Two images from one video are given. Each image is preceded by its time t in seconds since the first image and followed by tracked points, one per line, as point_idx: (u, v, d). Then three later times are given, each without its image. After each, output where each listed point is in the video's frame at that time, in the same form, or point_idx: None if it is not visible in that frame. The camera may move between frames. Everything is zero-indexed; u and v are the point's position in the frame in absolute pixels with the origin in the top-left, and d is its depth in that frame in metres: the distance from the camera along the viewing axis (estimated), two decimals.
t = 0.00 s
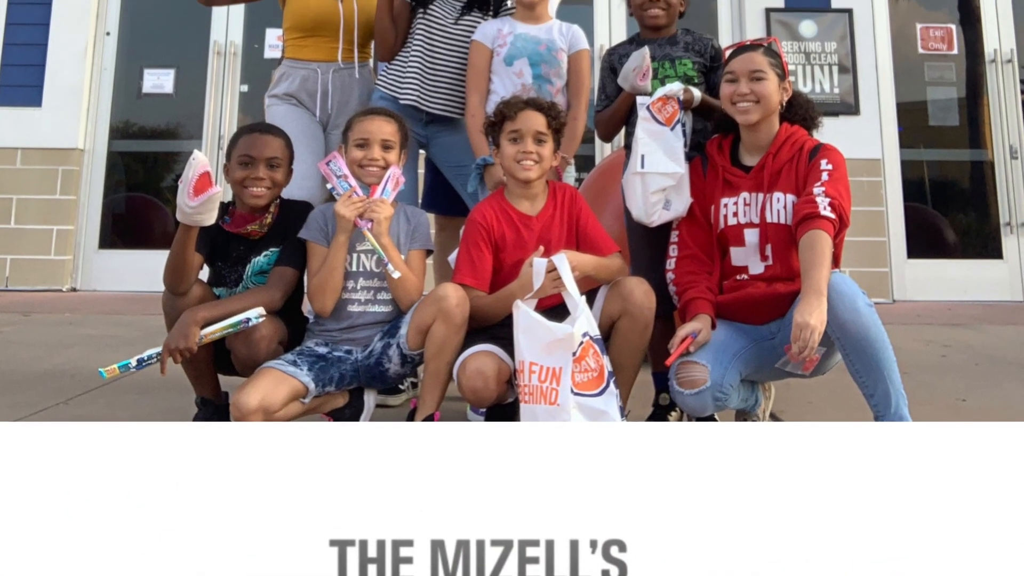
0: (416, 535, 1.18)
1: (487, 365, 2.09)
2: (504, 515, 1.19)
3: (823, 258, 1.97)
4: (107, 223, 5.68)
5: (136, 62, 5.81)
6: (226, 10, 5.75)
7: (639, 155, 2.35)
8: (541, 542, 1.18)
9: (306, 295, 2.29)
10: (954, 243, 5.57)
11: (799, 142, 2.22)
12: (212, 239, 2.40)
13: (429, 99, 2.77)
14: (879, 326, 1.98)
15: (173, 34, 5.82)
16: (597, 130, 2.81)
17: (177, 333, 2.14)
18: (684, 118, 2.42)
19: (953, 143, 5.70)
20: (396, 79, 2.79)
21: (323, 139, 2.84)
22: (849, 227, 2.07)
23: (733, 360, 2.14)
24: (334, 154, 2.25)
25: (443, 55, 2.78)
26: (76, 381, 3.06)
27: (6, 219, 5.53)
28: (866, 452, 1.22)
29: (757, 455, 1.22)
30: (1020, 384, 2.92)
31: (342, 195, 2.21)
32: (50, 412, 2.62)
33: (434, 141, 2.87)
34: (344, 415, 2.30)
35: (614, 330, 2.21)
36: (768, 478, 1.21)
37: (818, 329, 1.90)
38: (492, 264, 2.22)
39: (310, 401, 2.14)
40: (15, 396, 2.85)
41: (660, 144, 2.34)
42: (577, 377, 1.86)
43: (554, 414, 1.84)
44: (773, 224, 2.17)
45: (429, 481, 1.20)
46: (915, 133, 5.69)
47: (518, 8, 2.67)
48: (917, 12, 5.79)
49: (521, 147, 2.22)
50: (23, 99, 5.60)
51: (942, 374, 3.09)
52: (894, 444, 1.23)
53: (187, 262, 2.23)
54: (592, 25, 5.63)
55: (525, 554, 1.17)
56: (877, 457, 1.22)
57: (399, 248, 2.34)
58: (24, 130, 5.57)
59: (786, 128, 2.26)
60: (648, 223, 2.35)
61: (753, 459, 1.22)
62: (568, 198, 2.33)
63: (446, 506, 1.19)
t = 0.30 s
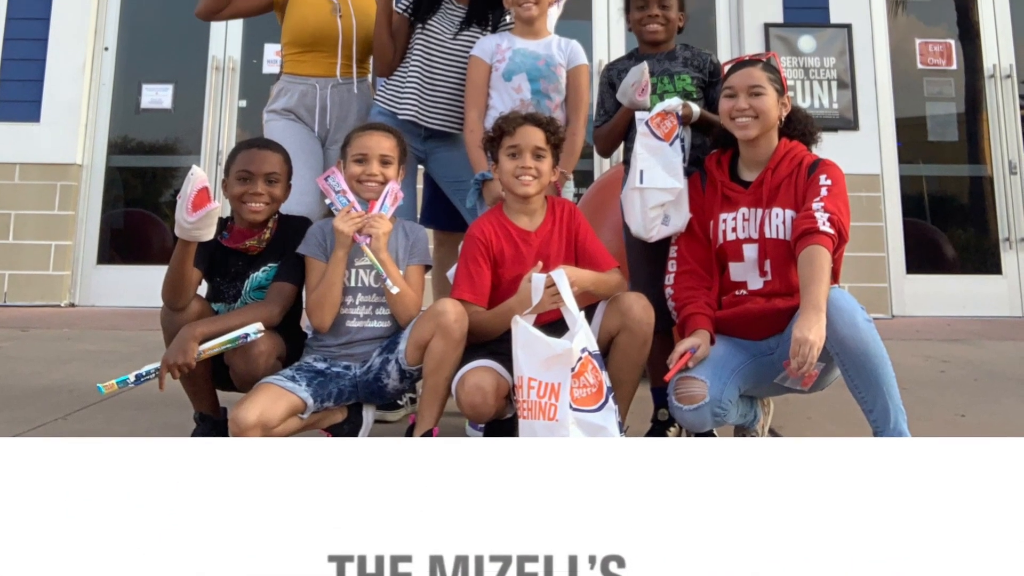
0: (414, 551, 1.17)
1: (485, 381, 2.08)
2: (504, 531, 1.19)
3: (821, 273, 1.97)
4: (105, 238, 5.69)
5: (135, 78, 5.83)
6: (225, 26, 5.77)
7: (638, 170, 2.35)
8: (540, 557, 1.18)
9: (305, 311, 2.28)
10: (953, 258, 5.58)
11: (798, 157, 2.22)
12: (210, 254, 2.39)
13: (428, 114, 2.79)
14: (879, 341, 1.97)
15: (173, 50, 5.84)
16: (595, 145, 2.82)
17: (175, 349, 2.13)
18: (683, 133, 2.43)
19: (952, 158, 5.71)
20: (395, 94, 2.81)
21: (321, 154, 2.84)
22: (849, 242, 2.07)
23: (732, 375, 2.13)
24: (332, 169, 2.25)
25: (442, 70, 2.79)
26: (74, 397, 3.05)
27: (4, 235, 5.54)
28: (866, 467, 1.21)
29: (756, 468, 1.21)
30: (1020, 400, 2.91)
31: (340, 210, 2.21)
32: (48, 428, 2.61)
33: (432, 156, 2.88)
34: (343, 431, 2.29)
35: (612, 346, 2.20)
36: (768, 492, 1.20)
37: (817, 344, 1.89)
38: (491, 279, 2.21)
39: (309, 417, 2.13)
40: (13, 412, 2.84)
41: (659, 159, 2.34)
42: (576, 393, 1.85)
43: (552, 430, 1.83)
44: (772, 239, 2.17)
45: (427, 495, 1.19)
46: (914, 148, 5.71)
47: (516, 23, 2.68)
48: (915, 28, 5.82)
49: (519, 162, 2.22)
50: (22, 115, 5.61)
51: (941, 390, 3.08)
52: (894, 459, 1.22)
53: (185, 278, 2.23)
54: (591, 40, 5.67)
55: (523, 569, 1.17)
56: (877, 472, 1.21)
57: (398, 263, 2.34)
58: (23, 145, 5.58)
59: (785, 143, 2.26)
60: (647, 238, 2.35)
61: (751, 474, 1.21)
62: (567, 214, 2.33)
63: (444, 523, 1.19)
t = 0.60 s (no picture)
0: (412, 566, 1.16)
1: (484, 397, 2.07)
2: (501, 544, 1.18)
3: (820, 289, 1.97)
4: (103, 253, 5.69)
5: (133, 93, 5.84)
6: (224, 41, 5.79)
7: (636, 186, 2.35)
8: (538, 573, 1.17)
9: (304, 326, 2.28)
10: (952, 274, 5.58)
11: (797, 173, 2.23)
12: (209, 269, 2.39)
13: (426, 129, 2.80)
14: (878, 357, 1.97)
15: (171, 65, 5.86)
16: (594, 160, 2.83)
17: (174, 364, 2.13)
18: (682, 148, 2.43)
19: (951, 174, 5.72)
20: (394, 109, 2.83)
21: (320, 170, 2.85)
22: (847, 257, 2.06)
23: (731, 391, 2.12)
24: (331, 185, 2.25)
25: (440, 85, 2.80)
26: (72, 412, 3.03)
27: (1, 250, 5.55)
28: (866, 484, 1.21)
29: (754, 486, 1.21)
30: (1019, 417, 2.89)
31: (339, 226, 2.21)
32: (46, 443, 2.60)
33: (430, 172, 2.89)
34: (341, 446, 2.28)
35: (611, 361, 2.19)
36: (768, 510, 1.20)
37: (816, 360, 1.89)
38: (490, 294, 2.21)
39: (307, 433, 2.12)
40: (10, 427, 2.83)
41: (658, 174, 2.34)
42: (575, 408, 1.84)
43: (551, 445, 1.82)
44: (771, 255, 2.17)
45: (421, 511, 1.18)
46: (913, 163, 5.73)
47: (515, 38, 2.69)
48: (914, 43, 5.84)
49: (518, 177, 2.23)
50: (20, 130, 5.63)
51: (941, 406, 3.06)
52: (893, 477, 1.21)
53: (183, 293, 2.23)
54: (590, 55, 5.70)
55: None
56: (876, 490, 1.21)
57: (397, 278, 2.34)
58: (21, 160, 5.58)
59: (785, 158, 2.27)
60: (646, 253, 2.35)
61: (750, 491, 1.20)
62: (566, 229, 2.33)
63: (439, 538, 1.18)
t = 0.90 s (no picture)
0: None
1: (483, 412, 2.06)
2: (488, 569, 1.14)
3: (819, 304, 1.97)
4: (102, 269, 5.70)
5: (132, 108, 5.84)
6: (222, 57, 5.80)
7: (635, 202, 2.35)
8: None
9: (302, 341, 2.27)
10: (951, 289, 5.60)
11: (796, 188, 2.23)
12: (207, 285, 2.39)
13: (425, 144, 2.80)
14: (877, 373, 1.96)
15: (169, 80, 5.86)
16: (593, 175, 2.83)
17: (172, 379, 2.12)
18: (680, 163, 2.44)
19: (951, 189, 5.73)
20: (393, 124, 2.83)
21: (318, 185, 2.85)
22: (846, 273, 2.07)
23: (730, 407, 2.12)
24: (330, 200, 2.26)
25: (439, 101, 2.81)
26: (70, 428, 3.02)
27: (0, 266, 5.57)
28: (863, 498, 1.23)
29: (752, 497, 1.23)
30: (1018, 432, 2.88)
31: (338, 241, 2.21)
32: (45, 459, 2.59)
33: (429, 187, 2.89)
34: (340, 461, 2.26)
35: (610, 377, 2.19)
36: (766, 529, 1.19)
37: (814, 375, 1.89)
38: (488, 310, 2.21)
39: (306, 449, 2.11)
40: (9, 442, 2.82)
41: (656, 190, 2.35)
42: (574, 424, 1.83)
43: (550, 461, 1.82)
44: (770, 270, 2.17)
45: (422, 524, 1.19)
46: (912, 179, 5.72)
47: (515, 53, 2.70)
48: (914, 58, 5.82)
49: (517, 193, 2.23)
50: (18, 146, 5.63)
51: (939, 421, 3.05)
52: (888, 486, 1.25)
53: (182, 308, 2.22)
54: (588, 71, 5.73)
55: None
56: (875, 504, 1.23)
57: (395, 293, 2.33)
58: (19, 176, 5.59)
59: (784, 174, 2.27)
60: (644, 269, 2.35)
61: (751, 505, 1.22)
62: (565, 244, 2.33)
63: (428, 559, 1.14)
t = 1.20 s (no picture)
0: None
1: (481, 428, 2.06)
2: None
3: (818, 320, 1.97)
4: (100, 285, 5.71)
5: (130, 123, 5.85)
6: (221, 72, 5.81)
7: (634, 217, 2.35)
8: None
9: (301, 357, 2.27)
10: (950, 305, 5.61)
11: (795, 204, 2.23)
12: (206, 300, 2.39)
13: (423, 160, 2.81)
14: (875, 389, 1.96)
15: (167, 95, 5.86)
16: (591, 191, 2.84)
17: (171, 395, 2.12)
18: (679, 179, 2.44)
19: (950, 205, 5.73)
20: (391, 140, 2.84)
21: (316, 200, 2.86)
22: (845, 289, 2.06)
23: (729, 422, 2.11)
24: (328, 216, 2.26)
25: (437, 116, 2.82)
26: (69, 443, 3.02)
27: None
28: (865, 516, 1.22)
29: (750, 513, 1.23)
30: (1018, 448, 2.87)
31: (336, 256, 2.21)
32: (43, 474, 2.57)
33: (428, 202, 2.90)
34: (338, 477, 2.26)
35: (609, 393, 2.18)
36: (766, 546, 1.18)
37: (813, 391, 1.88)
38: (486, 325, 2.20)
39: (304, 464, 2.10)
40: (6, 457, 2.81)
41: (655, 205, 2.35)
42: (573, 439, 1.82)
43: (549, 476, 1.81)
44: (769, 286, 2.17)
45: (418, 540, 1.19)
46: (911, 194, 5.73)
47: (513, 68, 2.71)
48: (913, 73, 5.84)
49: (515, 208, 2.22)
50: (16, 161, 5.63)
51: (939, 437, 3.04)
52: (888, 504, 1.24)
53: (180, 324, 2.22)
54: (587, 86, 5.75)
55: None
56: (876, 521, 1.22)
57: (394, 309, 2.33)
58: (17, 191, 5.59)
59: (782, 190, 2.27)
60: (643, 284, 2.35)
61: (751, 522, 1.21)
62: (563, 260, 2.33)
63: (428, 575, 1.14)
